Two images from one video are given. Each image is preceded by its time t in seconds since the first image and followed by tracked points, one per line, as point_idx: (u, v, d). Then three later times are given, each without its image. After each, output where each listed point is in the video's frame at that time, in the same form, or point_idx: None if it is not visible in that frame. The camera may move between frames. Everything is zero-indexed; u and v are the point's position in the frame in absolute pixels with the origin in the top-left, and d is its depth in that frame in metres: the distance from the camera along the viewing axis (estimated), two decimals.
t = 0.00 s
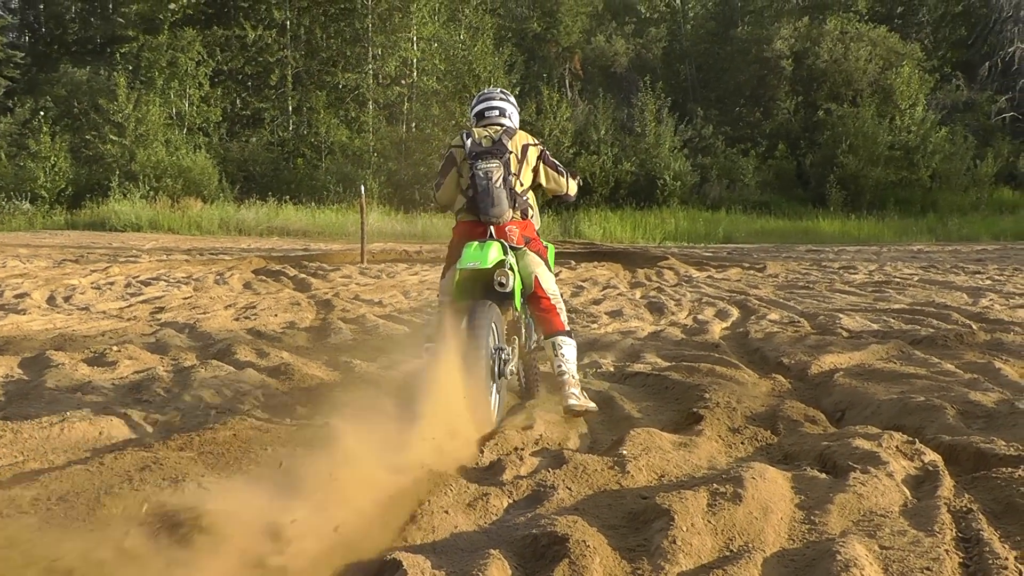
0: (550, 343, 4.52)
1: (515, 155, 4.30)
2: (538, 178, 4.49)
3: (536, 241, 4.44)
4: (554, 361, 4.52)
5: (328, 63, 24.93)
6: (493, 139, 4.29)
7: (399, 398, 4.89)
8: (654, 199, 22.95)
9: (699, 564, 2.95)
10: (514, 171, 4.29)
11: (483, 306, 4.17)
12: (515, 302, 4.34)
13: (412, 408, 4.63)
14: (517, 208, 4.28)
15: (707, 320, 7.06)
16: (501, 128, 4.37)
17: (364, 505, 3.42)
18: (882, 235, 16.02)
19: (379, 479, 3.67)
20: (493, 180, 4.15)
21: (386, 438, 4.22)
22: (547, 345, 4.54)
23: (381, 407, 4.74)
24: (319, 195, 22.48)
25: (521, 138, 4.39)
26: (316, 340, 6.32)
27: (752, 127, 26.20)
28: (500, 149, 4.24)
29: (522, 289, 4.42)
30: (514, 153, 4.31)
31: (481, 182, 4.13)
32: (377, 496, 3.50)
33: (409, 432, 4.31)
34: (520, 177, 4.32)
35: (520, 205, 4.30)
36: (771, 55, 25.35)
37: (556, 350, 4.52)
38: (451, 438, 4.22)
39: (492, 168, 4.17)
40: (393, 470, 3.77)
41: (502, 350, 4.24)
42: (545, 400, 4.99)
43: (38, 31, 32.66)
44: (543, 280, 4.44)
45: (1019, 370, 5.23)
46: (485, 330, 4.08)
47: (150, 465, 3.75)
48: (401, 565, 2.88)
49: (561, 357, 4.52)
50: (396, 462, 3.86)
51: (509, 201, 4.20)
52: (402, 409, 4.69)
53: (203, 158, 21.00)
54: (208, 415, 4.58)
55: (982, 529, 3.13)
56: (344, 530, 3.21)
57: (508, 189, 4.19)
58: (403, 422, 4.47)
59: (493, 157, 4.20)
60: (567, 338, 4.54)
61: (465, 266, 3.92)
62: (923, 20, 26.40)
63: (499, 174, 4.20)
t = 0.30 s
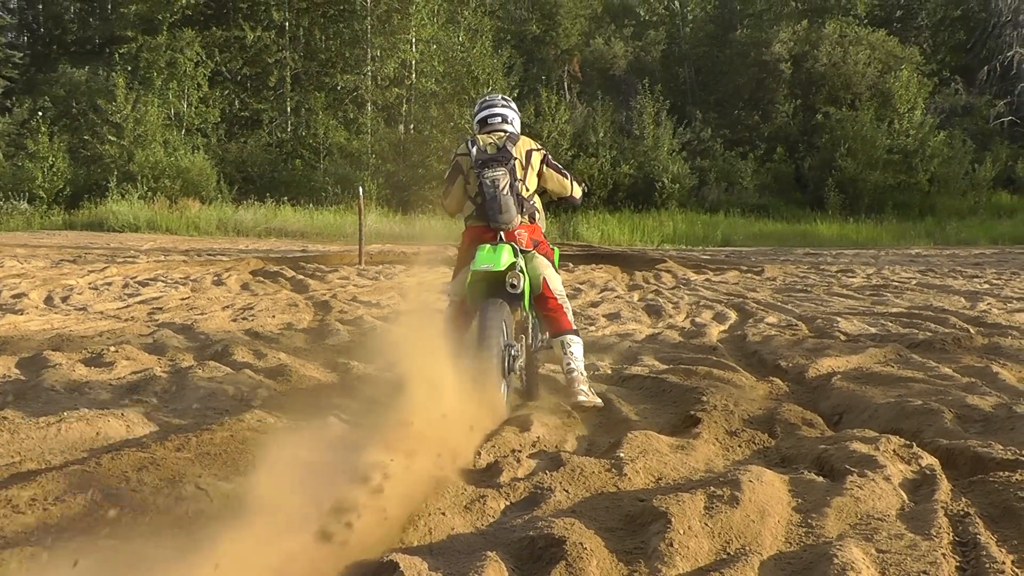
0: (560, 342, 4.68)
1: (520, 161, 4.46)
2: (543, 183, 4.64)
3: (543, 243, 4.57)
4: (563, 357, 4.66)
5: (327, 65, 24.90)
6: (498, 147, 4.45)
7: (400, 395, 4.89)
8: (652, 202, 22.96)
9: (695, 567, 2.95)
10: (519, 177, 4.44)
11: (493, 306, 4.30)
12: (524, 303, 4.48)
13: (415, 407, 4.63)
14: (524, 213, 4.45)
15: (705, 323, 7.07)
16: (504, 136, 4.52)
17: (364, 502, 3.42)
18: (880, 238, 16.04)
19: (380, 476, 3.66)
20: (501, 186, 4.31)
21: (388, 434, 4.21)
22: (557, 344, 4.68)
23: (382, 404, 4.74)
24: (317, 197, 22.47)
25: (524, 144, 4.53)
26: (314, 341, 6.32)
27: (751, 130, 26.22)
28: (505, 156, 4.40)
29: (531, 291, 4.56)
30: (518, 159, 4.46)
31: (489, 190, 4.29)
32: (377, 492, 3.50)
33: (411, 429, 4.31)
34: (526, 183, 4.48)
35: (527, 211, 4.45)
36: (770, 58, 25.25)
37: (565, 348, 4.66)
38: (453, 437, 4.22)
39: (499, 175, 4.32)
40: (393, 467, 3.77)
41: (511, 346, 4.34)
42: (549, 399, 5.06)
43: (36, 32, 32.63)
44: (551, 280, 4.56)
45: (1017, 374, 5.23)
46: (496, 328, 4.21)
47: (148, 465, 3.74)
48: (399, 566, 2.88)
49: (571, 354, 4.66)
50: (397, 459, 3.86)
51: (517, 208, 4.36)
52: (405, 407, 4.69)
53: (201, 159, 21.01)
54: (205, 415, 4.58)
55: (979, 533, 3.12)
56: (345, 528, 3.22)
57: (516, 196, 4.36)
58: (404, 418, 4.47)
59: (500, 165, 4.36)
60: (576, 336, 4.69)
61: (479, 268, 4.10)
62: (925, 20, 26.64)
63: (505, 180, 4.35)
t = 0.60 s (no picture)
0: (572, 341, 4.87)
1: (530, 167, 4.70)
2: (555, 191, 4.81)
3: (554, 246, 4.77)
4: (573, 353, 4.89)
5: (329, 67, 24.91)
6: (510, 152, 4.70)
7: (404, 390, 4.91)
8: (654, 205, 22.99)
9: (697, 571, 2.96)
10: (530, 182, 4.68)
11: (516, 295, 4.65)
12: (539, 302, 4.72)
13: (419, 400, 4.65)
14: (535, 216, 4.69)
15: (706, 326, 7.07)
16: (517, 142, 4.76)
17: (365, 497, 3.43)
18: (881, 242, 16.05)
19: (381, 473, 3.67)
20: (513, 190, 4.59)
21: (392, 427, 4.23)
22: (569, 343, 4.89)
23: (387, 398, 4.76)
24: (319, 199, 22.51)
25: (536, 150, 4.75)
26: (316, 343, 6.33)
27: (752, 133, 26.24)
28: (517, 161, 4.66)
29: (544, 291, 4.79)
30: (530, 165, 4.70)
31: (501, 194, 4.58)
32: (381, 489, 3.52)
33: (416, 423, 4.32)
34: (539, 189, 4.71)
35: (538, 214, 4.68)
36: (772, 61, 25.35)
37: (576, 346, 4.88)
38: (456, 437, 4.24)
39: (511, 181, 4.62)
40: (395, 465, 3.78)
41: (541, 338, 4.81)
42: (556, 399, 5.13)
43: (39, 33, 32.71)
44: (563, 281, 4.77)
45: (1018, 378, 5.23)
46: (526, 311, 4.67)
47: (149, 466, 3.75)
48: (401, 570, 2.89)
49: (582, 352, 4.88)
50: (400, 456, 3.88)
51: (528, 211, 4.61)
52: (408, 398, 4.71)
53: (203, 160, 21.04)
54: (207, 416, 4.58)
55: (981, 537, 3.12)
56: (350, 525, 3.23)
57: (527, 200, 4.62)
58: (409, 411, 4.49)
59: (512, 170, 4.64)
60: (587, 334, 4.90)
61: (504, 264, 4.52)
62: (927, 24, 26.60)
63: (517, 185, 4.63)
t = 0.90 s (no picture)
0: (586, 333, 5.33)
1: (545, 170, 5.18)
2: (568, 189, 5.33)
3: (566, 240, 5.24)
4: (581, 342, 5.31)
5: (333, 66, 24.95)
6: (526, 154, 5.18)
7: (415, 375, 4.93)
8: (658, 204, 22.99)
9: (702, 569, 2.97)
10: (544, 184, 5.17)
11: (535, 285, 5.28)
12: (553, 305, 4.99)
13: (425, 392, 4.67)
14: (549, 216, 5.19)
15: (711, 325, 7.07)
16: (534, 145, 5.25)
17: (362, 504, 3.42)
18: (886, 241, 16.02)
19: (384, 475, 3.68)
20: (528, 192, 5.13)
21: (396, 420, 4.25)
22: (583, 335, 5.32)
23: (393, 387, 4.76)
24: (323, 198, 22.52)
25: (551, 153, 5.23)
26: (320, 341, 6.33)
27: (757, 132, 26.22)
28: (532, 165, 5.15)
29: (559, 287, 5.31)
30: (544, 168, 5.19)
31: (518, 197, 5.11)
32: (389, 492, 3.53)
33: (422, 417, 4.34)
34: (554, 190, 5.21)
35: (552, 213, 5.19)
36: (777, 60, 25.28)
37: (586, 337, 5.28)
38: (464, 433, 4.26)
39: (526, 183, 5.13)
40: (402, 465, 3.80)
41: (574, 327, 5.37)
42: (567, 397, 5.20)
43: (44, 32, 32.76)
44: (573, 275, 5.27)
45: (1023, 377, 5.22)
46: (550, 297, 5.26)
47: (153, 465, 3.76)
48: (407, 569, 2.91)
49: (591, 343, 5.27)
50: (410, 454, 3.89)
51: (542, 212, 5.13)
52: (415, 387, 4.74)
53: (207, 159, 21.04)
54: (212, 414, 4.59)
55: (986, 536, 3.12)
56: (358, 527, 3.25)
57: (540, 202, 5.13)
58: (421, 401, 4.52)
59: (528, 173, 5.13)
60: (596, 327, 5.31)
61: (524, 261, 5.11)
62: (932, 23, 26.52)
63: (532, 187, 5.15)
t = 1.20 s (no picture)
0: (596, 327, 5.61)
1: (560, 172, 5.48)
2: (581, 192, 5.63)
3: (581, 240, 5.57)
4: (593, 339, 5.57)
5: (338, 65, 24.99)
6: (542, 156, 5.48)
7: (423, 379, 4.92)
8: (662, 204, 22.99)
9: (705, 570, 2.97)
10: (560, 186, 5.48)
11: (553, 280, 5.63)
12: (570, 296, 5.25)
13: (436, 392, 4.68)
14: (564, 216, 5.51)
15: (714, 326, 7.06)
16: (551, 148, 5.54)
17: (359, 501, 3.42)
18: (890, 242, 15.99)
19: (392, 472, 3.69)
20: (546, 192, 5.43)
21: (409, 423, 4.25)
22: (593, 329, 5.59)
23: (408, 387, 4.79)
24: (326, 197, 22.55)
25: (565, 157, 5.53)
26: (323, 340, 6.33)
27: (761, 133, 26.18)
28: (548, 167, 5.45)
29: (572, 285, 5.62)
30: (559, 170, 5.49)
31: (535, 196, 5.41)
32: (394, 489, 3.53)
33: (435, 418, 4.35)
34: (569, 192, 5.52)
35: (567, 214, 5.51)
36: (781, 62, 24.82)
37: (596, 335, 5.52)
38: (470, 428, 4.30)
39: (544, 184, 5.41)
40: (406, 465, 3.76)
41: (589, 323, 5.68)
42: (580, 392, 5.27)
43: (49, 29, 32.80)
44: (585, 276, 5.59)
45: None
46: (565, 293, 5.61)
47: (154, 465, 3.76)
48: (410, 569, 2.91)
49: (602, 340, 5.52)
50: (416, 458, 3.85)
51: (557, 213, 5.46)
52: (422, 388, 4.77)
53: (211, 158, 21.05)
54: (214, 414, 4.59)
55: (989, 539, 3.12)
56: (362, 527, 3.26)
57: (555, 202, 5.44)
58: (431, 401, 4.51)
59: (543, 175, 5.44)
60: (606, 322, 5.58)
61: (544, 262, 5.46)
62: (936, 24, 26.32)
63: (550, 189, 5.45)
